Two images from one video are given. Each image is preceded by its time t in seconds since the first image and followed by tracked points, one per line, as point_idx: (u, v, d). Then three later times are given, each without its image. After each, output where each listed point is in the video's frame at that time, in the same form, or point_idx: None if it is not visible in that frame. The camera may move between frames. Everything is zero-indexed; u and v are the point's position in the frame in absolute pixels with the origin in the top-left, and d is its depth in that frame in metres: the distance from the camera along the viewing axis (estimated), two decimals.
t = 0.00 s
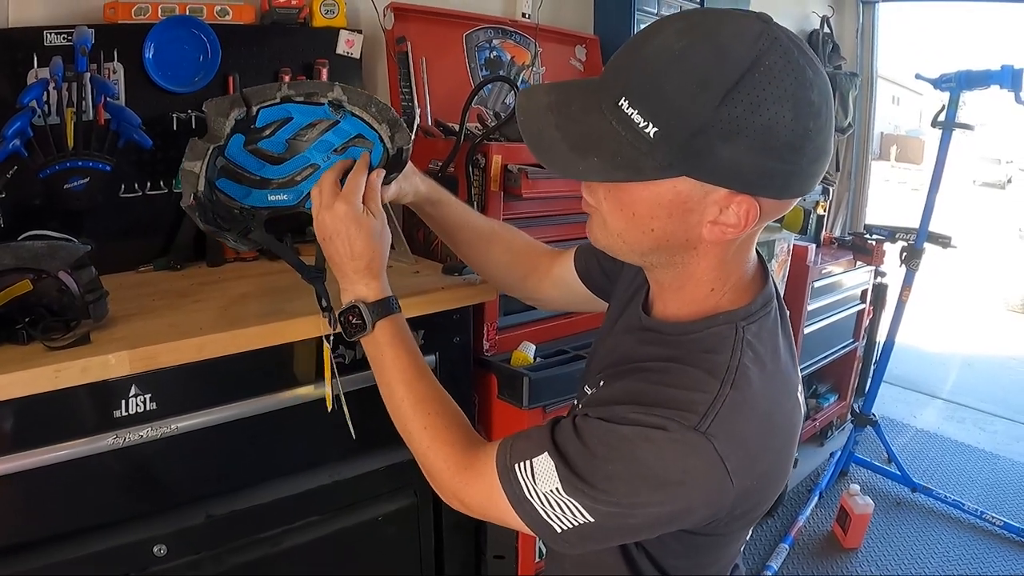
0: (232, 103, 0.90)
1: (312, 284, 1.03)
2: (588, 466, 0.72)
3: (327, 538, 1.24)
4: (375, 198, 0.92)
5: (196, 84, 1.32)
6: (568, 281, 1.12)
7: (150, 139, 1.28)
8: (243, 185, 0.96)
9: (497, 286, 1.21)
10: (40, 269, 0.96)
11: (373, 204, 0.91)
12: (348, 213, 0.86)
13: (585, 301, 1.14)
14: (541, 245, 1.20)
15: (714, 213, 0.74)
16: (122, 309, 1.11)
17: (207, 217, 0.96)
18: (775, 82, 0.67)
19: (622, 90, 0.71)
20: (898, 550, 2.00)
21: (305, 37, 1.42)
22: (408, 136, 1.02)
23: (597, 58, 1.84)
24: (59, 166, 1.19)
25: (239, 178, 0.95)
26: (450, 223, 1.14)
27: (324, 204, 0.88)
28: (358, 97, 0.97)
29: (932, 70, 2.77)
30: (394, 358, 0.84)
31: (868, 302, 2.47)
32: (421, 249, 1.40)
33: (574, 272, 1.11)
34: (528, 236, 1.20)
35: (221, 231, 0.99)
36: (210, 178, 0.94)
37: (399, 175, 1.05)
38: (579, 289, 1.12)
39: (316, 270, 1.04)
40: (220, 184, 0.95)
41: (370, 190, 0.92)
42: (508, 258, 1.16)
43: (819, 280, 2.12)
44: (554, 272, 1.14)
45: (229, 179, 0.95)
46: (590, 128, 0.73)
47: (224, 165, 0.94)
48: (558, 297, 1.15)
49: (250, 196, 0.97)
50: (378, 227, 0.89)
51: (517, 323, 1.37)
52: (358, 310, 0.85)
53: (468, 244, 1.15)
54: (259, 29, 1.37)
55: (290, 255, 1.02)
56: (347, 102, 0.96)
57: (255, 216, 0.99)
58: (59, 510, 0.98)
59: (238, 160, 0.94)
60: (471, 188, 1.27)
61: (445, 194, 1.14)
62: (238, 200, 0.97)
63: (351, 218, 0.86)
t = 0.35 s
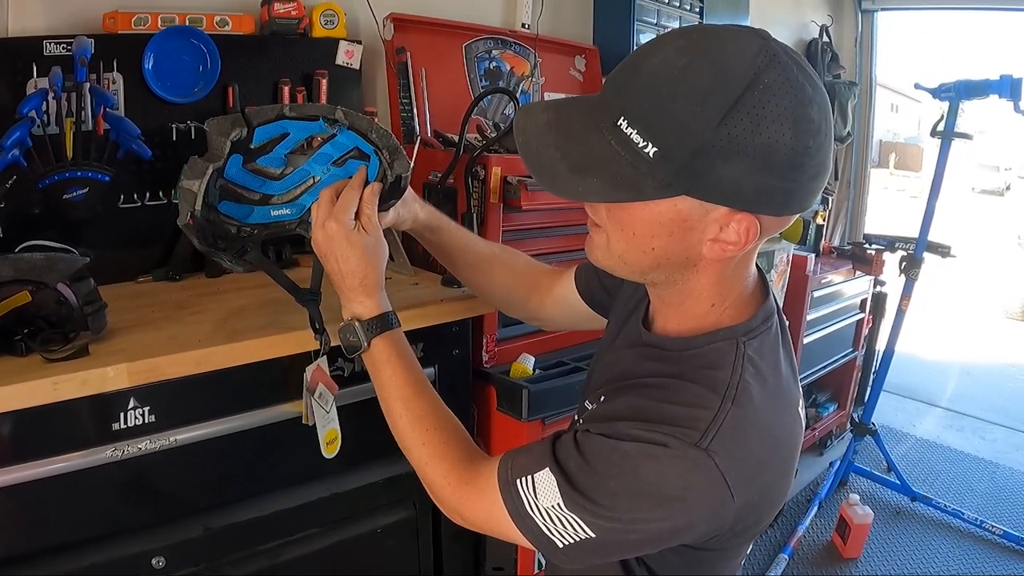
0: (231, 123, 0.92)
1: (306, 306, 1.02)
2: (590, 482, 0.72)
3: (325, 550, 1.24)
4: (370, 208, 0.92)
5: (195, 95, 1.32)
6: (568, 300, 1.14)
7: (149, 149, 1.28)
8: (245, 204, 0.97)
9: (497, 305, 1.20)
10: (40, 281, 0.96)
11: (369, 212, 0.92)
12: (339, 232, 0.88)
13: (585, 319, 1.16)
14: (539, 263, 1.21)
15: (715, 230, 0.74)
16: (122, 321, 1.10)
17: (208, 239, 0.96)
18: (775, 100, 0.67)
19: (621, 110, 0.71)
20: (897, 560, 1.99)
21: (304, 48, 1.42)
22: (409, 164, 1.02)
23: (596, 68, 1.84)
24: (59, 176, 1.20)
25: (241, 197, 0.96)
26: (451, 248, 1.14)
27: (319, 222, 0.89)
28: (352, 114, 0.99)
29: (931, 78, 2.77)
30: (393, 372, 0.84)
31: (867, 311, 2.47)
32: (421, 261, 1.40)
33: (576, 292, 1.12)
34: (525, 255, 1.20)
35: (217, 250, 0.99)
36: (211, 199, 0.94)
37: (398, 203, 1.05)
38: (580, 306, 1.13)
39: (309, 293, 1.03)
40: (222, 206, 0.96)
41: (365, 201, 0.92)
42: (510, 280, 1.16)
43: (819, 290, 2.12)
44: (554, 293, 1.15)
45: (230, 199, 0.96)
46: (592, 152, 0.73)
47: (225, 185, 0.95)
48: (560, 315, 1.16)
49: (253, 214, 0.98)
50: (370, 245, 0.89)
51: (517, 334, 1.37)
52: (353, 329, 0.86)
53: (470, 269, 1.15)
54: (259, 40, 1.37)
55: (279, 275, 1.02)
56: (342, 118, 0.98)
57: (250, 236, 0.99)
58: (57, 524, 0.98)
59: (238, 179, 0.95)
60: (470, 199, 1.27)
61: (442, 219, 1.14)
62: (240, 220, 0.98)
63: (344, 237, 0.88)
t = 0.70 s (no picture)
0: (237, 151, 0.91)
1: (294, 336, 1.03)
2: (585, 499, 0.72)
3: (322, 560, 1.23)
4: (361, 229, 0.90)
5: (193, 103, 1.32)
6: (576, 326, 1.13)
7: (147, 157, 1.28)
8: (246, 228, 0.97)
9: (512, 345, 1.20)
10: (38, 291, 0.95)
11: (362, 236, 0.91)
12: (335, 256, 0.88)
13: (589, 342, 1.16)
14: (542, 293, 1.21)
15: (705, 244, 0.74)
16: (120, 330, 1.10)
17: (205, 257, 0.97)
18: (762, 114, 0.67)
19: (608, 128, 0.71)
20: (896, 566, 2.00)
21: (302, 57, 1.42)
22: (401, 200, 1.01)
23: (594, 76, 1.84)
24: (56, 185, 1.21)
25: (242, 221, 0.96)
26: (454, 289, 1.14)
27: (313, 249, 0.90)
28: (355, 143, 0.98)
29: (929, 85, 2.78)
30: (392, 394, 0.85)
31: (864, 317, 2.48)
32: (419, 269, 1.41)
33: (577, 317, 1.12)
34: (525, 287, 1.20)
35: (211, 268, 0.99)
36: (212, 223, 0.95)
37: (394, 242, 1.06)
38: (583, 330, 1.13)
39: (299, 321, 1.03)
40: (223, 229, 0.96)
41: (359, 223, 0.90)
42: (517, 314, 1.15)
43: (817, 297, 2.13)
44: (560, 321, 1.15)
45: (231, 222, 0.96)
46: (579, 169, 0.74)
47: (226, 210, 0.95)
48: (570, 343, 1.15)
49: (254, 237, 0.98)
50: (365, 266, 0.90)
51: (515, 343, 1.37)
52: (350, 353, 0.87)
53: (476, 308, 1.14)
54: (256, 48, 1.37)
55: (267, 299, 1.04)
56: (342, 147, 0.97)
57: (246, 257, 1.00)
58: (54, 534, 0.98)
59: (240, 205, 0.95)
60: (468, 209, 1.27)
61: (442, 261, 1.14)
62: (241, 243, 0.98)
63: (338, 264, 0.88)
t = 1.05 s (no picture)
0: (222, 164, 0.92)
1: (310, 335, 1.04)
2: (586, 498, 0.72)
3: (325, 559, 1.24)
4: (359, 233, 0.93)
5: (194, 103, 1.32)
6: (569, 316, 1.13)
7: (148, 157, 1.28)
8: (242, 238, 0.97)
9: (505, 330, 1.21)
10: (40, 291, 0.95)
11: (360, 240, 0.93)
12: (333, 259, 0.88)
13: (585, 333, 1.16)
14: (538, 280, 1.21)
15: (699, 240, 0.74)
16: (122, 330, 1.10)
17: (209, 277, 0.97)
18: (751, 108, 0.67)
19: (598, 127, 0.71)
20: (899, 563, 1.99)
21: (302, 56, 1.42)
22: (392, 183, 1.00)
23: (594, 74, 1.84)
24: (58, 185, 1.22)
25: (237, 232, 0.97)
26: (450, 268, 1.14)
27: (313, 249, 0.89)
28: (341, 143, 0.96)
29: (930, 81, 2.78)
30: (392, 395, 0.85)
31: (866, 314, 2.47)
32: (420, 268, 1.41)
33: (576, 308, 1.11)
34: (525, 271, 1.20)
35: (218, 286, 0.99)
36: (208, 239, 0.95)
37: (394, 221, 1.07)
38: (580, 321, 1.12)
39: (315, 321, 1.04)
40: (220, 243, 0.96)
41: (356, 228, 0.93)
42: (510, 298, 1.16)
43: (818, 294, 2.13)
44: (554, 309, 1.15)
45: (228, 235, 0.96)
46: (572, 170, 0.74)
47: (221, 223, 0.95)
48: (561, 331, 1.16)
49: (251, 246, 0.97)
50: (362, 268, 0.90)
51: (516, 341, 1.37)
52: (350, 352, 0.87)
53: (470, 288, 1.15)
54: (256, 48, 1.38)
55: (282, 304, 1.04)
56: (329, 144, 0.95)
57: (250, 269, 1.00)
58: (58, 533, 0.98)
59: (233, 215, 0.95)
60: (469, 208, 1.27)
61: (441, 239, 1.15)
62: (240, 254, 0.98)
63: (341, 262, 0.88)
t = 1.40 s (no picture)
0: (202, 228, 0.93)
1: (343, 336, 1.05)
2: (586, 498, 0.72)
3: (324, 561, 1.24)
4: (365, 228, 0.93)
5: (191, 107, 1.32)
6: (556, 298, 1.12)
7: (146, 161, 1.29)
8: (255, 287, 1.03)
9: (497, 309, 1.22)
10: (39, 295, 0.95)
11: (365, 235, 0.93)
12: (335, 250, 0.88)
13: (574, 317, 1.14)
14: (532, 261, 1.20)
15: (697, 244, 0.74)
16: (121, 333, 1.10)
17: (241, 332, 1.04)
18: (743, 111, 0.67)
19: (592, 134, 0.72)
20: (898, 563, 2.00)
21: (300, 59, 1.43)
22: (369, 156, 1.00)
23: (591, 75, 1.85)
24: (55, 189, 1.22)
25: (247, 282, 1.02)
26: (439, 239, 1.17)
27: (316, 242, 0.90)
28: (305, 151, 0.92)
29: (927, 82, 2.78)
30: (390, 388, 0.85)
31: (864, 315, 2.48)
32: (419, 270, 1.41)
33: (563, 291, 1.10)
34: (521, 253, 1.20)
35: (257, 336, 1.05)
36: (224, 299, 1.01)
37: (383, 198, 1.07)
38: (567, 305, 1.11)
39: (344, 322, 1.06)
40: (235, 297, 1.02)
41: (360, 223, 0.93)
42: (498, 275, 1.17)
43: (816, 295, 2.13)
44: (543, 290, 1.14)
45: (239, 288, 1.02)
46: (566, 176, 0.74)
47: (228, 279, 1.01)
48: (548, 312, 1.15)
49: (266, 293, 1.04)
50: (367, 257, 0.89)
51: (514, 343, 1.38)
52: (353, 341, 0.86)
53: (459, 260, 1.17)
54: (254, 51, 1.38)
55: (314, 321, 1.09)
56: (299, 162, 0.92)
57: (275, 310, 1.05)
58: (57, 536, 0.98)
59: (236, 268, 1.00)
60: (466, 211, 1.28)
61: (432, 211, 1.16)
62: (256, 303, 1.04)
63: (345, 252, 0.88)
